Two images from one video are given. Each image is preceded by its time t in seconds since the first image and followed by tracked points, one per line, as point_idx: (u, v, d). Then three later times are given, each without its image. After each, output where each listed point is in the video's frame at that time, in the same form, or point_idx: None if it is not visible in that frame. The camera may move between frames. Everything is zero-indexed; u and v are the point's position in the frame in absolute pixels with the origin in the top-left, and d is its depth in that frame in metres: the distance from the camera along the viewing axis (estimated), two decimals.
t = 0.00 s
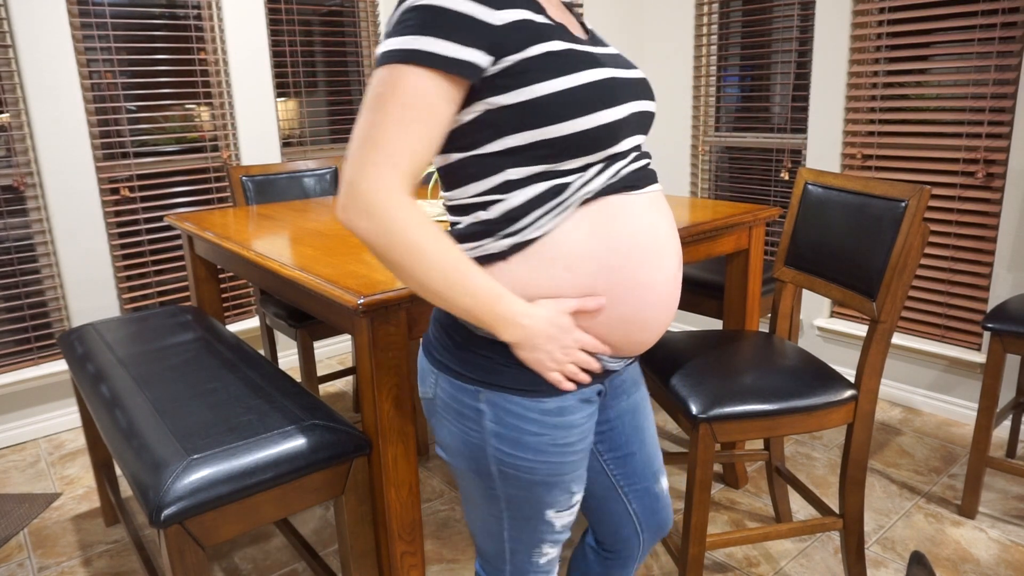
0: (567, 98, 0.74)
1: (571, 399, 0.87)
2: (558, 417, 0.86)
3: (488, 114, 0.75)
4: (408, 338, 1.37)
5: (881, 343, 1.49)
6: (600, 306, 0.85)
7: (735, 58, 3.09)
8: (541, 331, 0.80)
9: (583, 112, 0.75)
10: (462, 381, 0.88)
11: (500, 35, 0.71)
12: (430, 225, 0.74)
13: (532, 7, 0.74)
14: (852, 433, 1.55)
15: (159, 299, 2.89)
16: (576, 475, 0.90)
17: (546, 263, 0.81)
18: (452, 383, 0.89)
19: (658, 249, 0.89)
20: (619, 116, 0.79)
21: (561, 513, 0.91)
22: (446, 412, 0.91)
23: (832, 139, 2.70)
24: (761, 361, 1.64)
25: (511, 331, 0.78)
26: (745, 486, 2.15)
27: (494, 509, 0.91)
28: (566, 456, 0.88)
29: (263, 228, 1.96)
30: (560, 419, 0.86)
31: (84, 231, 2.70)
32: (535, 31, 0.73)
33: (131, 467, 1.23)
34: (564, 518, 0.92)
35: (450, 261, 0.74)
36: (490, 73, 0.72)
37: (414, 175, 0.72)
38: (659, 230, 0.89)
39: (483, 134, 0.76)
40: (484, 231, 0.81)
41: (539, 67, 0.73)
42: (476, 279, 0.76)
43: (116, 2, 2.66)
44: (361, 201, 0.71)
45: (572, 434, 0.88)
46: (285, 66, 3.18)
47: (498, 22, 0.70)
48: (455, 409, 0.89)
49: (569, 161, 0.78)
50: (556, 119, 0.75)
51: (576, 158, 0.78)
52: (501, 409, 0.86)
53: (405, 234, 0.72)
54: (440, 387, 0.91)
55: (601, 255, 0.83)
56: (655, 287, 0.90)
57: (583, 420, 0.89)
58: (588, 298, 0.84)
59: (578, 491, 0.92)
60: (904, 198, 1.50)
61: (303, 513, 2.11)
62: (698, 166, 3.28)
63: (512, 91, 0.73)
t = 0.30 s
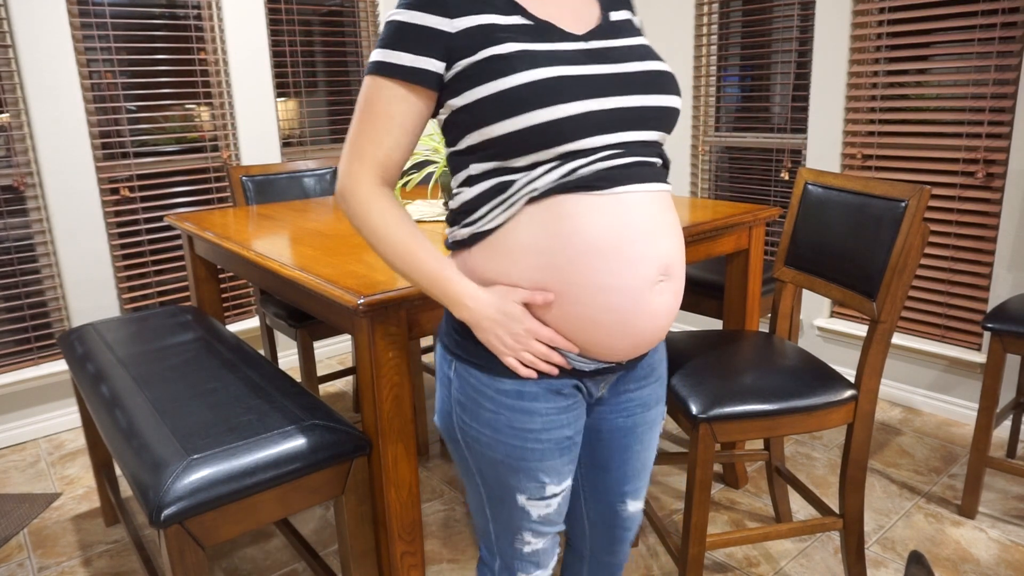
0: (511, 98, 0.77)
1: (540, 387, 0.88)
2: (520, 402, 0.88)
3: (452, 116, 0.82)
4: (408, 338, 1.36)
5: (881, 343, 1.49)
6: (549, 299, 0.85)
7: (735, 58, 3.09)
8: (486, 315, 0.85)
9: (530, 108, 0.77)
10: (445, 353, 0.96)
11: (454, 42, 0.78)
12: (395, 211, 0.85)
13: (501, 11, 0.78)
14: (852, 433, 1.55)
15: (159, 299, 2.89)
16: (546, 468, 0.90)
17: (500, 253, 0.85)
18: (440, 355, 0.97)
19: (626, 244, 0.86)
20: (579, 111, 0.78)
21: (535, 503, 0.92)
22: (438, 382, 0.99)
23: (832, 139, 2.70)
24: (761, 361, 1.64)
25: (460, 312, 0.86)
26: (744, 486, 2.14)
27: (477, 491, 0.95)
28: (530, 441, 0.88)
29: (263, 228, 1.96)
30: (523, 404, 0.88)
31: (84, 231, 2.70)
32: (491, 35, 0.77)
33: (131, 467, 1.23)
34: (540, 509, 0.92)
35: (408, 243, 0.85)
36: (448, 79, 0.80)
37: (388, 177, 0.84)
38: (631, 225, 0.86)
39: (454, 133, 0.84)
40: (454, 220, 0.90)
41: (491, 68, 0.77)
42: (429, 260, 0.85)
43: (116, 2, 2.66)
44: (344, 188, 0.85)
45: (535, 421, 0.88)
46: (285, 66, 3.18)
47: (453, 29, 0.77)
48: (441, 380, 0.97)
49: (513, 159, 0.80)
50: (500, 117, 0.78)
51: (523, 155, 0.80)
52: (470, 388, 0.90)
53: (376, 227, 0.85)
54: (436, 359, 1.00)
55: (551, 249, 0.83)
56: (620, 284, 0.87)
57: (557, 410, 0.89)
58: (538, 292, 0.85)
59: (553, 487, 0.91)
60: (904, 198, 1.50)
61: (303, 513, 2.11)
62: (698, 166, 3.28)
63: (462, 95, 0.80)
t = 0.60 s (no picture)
0: (495, 95, 0.85)
1: (530, 364, 0.95)
2: (509, 374, 0.96)
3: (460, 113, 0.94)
4: (408, 337, 1.37)
5: (881, 344, 1.49)
6: (522, 286, 0.93)
7: (735, 58, 3.09)
8: (476, 293, 0.96)
9: (508, 105, 0.85)
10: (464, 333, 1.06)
11: (461, 42, 0.88)
12: (419, 192, 1.00)
13: (506, 14, 0.87)
14: (852, 433, 1.55)
15: (159, 299, 2.89)
16: (536, 443, 0.97)
17: (493, 238, 0.96)
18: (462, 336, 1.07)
19: (599, 240, 0.90)
20: (552, 110, 0.85)
21: (530, 477, 0.99)
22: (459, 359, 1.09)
23: (832, 139, 2.69)
24: (761, 361, 1.64)
25: (458, 289, 0.98)
26: (745, 486, 2.14)
27: (484, 461, 1.04)
28: (519, 414, 0.96)
29: (263, 228, 1.96)
30: (512, 377, 0.95)
31: (84, 231, 2.70)
32: (491, 36, 0.86)
33: (131, 467, 1.23)
34: (535, 484, 0.99)
35: (425, 221, 1.00)
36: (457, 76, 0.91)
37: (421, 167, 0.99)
38: (603, 222, 0.89)
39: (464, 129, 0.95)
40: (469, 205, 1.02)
41: (485, 67, 0.86)
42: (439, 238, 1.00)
43: (116, 2, 2.66)
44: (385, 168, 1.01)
45: (523, 394, 0.95)
46: (285, 66, 3.18)
47: (461, 31, 0.88)
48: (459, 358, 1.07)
49: (497, 153, 0.91)
50: (485, 113, 0.87)
51: (505, 149, 0.89)
52: (472, 363, 1.00)
53: (407, 211, 1.00)
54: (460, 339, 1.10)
55: (528, 239, 0.92)
56: (585, 278, 0.91)
57: (547, 389, 0.96)
58: (517, 278, 0.93)
59: (545, 463, 0.98)
60: (904, 198, 1.50)
61: (303, 513, 2.12)
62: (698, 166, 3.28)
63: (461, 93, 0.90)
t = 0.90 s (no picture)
0: (483, 95, 0.95)
1: (511, 350, 1.02)
2: (492, 356, 1.03)
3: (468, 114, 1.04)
4: (408, 337, 1.37)
5: (881, 344, 1.49)
6: (498, 277, 1.01)
7: (735, 58, 3.09)
8: (469, 281, 1.06)
9: (491, 103, 0.94)
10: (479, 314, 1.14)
11: (470, 42, 0.99)
12: (438, 180, 1.11)
13: (507, 19, 0.96)
14: (852, 433, 1.55)
15: (159, 299, 2.89)
16: (509, 425, 1.03)
17: (487, 230, 1.05)
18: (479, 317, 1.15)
19: (561, 237, 0.96)
20: (529, 111, 0.92)
21: (503, 458, 1.06)
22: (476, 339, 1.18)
23: (832, 138, 2.70)
24: (760, 361, 1.64)
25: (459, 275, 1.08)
26: (745, 486, 2.15)
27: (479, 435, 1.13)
28: (497, 396, 1.03)
29: (263, 228, 1.96)
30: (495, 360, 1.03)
31: (84, 231, 2.70)
32: (491, 40, 0.96)
33: (131, 467, 1.23)
34: (509, 465, 1.06)
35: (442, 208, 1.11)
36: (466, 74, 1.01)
37: (443, 159, 1.11)
38: (565, 219, 0.95)
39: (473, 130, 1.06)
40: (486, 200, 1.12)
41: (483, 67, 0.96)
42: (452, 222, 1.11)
43: (116, 2, 2.66)
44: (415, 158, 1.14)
45: (501, 376, 1.03)
46: (285, 66, 3.18)
47: (470, 33, 0.98)
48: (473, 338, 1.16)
49: (486, 149, 1.01)
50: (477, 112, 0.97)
51: (491, 146, 0.99)
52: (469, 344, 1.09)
53: (426, 198, 1.12)
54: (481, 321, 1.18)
55: (509, 233, 1.00)
56: (548, 272, 0.97)
57: (524, 376, 1.01)
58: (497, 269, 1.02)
59: (518, 446, 1.04)
60: (904, 198, 1.50)
61: (303, 513, 2.12)
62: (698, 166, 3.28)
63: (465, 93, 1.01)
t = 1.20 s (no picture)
0: (472, 91, 0.95)
1: (503, 350, 1.02)
2: (485, 356, 1.03)
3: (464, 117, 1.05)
4: (408, 337, 1.37)
5: (881, 344, 1.49)
6: (488, 277, 1.02)
7: (735, 58, 3.09)
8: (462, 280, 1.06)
9: (480, 100, 0.95)
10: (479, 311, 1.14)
11: (465, 44, 1.00)
12: (436, 182, 1.12)
13: (502, 21, 0.97)
14: (852, 433, 1.55)
15: (159, 299, 2.89)
16: (499, 425, 1.04)
17: (479, 231, 1.05)
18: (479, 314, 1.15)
19: (546, 231, 0.96)
20: (515, 106, 0.93)
21: (492, 457, 1.07)
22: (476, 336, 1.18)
23: (832, 138, 2.70)
24: (761, 361, 1.64)
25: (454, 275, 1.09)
26: (745, 486, 2.15)
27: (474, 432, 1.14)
28: (488, 395, 1.04)
29: (263, 228, 1.96)
30: (487, 360, 1.03)
31: (84, 231, 2.70)
32: (483, 40, 0.97)
33: (131, 467, 1.23)
34: (498, 464, 1.06)
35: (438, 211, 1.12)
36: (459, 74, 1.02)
37: (445, 164, 1.12)
38: (550, 213, 0.95)
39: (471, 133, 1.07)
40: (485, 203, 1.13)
41: (474, 66, 0.97)
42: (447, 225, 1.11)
43: (116, 2, 2.66)
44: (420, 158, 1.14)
45: (491, 376, 1.03)
46: (285, 66, 3.18)
47: (466, 36, 0.99)
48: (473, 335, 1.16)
49: (479, 146, 1.02)
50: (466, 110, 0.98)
51: (481, 142, 1.00)
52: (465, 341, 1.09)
53: (423, 198, 1.12)
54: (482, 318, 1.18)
55: (499, 231, 1.01)
56: (534, 267, 0.98)
57: (515, 376, 1.02)
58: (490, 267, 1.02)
59: (507, 445, 1.04)
60: (904, 198, 1.50)
61: (303, 513, 2.12)
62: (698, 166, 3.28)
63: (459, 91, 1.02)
